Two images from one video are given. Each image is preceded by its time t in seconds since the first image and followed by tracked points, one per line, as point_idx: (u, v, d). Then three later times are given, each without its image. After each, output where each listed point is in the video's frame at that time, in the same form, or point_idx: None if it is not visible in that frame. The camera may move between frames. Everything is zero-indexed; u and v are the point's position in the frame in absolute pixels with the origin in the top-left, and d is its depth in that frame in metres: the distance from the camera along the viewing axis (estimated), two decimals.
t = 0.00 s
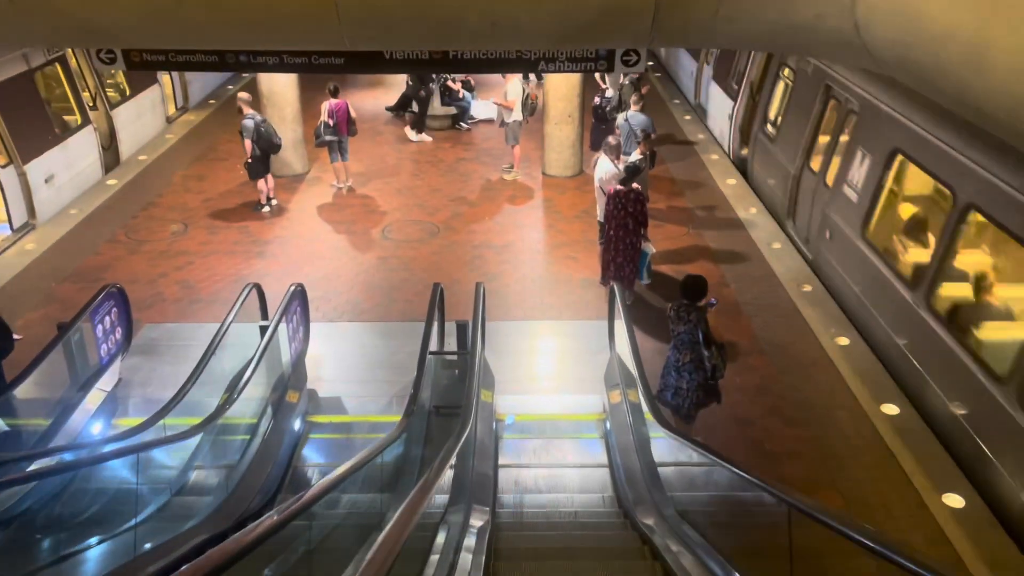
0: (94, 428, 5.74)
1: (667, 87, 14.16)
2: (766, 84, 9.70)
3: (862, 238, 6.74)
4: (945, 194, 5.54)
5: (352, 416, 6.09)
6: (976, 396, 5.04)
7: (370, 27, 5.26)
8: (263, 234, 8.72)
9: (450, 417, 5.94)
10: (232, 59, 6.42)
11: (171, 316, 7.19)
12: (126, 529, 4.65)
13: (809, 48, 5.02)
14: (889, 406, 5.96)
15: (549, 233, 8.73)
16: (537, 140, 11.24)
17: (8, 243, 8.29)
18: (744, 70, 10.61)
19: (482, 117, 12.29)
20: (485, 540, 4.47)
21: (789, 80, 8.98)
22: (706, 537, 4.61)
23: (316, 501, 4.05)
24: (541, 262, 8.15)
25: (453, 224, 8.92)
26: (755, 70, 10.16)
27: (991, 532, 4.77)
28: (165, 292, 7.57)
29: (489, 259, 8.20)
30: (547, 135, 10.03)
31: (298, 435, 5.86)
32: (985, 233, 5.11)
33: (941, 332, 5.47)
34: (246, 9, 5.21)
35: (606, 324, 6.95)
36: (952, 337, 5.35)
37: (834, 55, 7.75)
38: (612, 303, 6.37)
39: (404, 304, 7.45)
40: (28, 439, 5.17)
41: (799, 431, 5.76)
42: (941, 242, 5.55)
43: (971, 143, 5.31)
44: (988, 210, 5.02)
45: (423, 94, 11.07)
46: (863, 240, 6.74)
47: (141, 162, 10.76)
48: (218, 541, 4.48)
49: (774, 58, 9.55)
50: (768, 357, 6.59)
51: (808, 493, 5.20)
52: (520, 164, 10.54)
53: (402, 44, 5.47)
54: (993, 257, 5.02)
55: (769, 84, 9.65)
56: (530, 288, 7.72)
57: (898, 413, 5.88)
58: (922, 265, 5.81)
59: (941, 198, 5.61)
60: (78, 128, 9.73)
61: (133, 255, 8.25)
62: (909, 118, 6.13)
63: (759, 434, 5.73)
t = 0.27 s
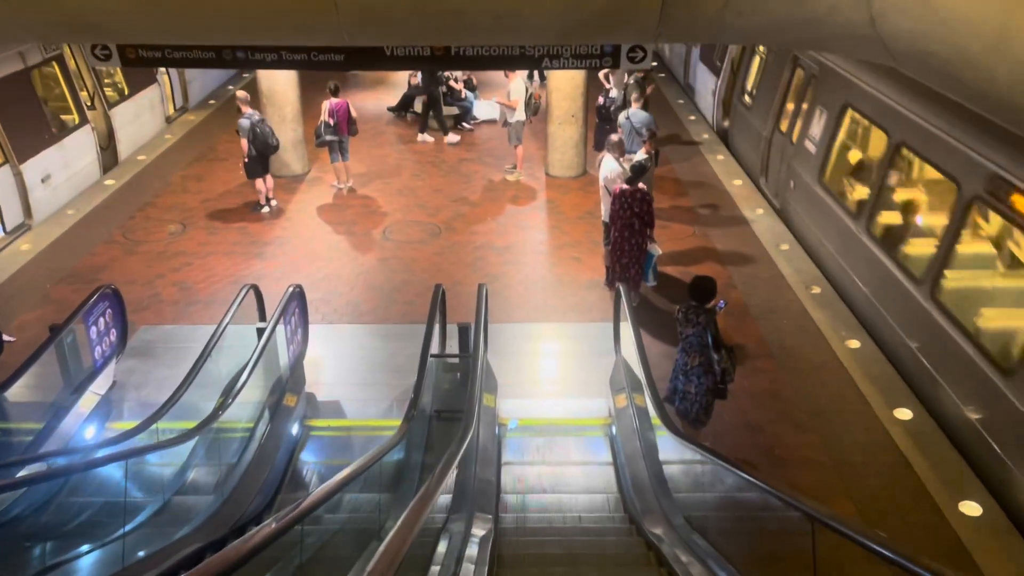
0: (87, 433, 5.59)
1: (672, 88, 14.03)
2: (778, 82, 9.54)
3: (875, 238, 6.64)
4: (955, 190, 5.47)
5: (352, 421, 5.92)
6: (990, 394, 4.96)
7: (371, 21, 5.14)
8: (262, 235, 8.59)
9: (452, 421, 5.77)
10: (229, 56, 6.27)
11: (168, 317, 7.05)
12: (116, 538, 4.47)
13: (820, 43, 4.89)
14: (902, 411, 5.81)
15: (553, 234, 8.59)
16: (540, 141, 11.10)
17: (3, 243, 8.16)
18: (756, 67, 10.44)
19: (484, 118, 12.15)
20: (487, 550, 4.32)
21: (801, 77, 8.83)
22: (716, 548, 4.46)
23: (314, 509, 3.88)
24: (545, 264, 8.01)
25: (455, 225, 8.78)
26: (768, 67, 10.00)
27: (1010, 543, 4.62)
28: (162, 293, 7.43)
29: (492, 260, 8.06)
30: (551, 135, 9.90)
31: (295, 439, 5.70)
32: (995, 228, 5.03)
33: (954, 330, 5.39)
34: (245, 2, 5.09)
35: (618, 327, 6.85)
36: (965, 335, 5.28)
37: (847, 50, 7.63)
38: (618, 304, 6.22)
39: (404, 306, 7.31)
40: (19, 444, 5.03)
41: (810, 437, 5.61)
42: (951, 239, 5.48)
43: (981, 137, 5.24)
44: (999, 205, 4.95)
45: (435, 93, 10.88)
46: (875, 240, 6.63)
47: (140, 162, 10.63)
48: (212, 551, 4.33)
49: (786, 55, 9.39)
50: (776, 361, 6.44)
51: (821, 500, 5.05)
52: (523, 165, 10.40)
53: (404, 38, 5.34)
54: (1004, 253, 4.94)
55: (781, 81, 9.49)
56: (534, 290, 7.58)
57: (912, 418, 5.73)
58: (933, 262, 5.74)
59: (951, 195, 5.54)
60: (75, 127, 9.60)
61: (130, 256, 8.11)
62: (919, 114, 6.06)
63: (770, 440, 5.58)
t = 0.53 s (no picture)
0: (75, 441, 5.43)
1: (675, 92, 13.86)
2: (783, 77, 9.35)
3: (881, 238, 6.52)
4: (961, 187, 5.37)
5: (348, 429, 5.75)
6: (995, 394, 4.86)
7: (367, 19, 4.98)
8: (259, 239, 8.43)
9: (451, 429, 5.60)
10: (224, 54, 6.15)
11: (160, 323, 6.89)
12: (97, 554, 4.30)
13: (831, 41, 4.74)
14: (914, 420, 5.65)
15: (554, 238, 8.44)
16: (542, 144, 10.96)
17: None
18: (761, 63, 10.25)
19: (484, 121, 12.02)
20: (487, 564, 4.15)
21: (808, 73, 8.65)
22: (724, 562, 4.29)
23: (311, 521, 3.66)
24: (546, 268, 7.86)
25: (455, 228, 8.63)
26: (774, 62, 9.80)
27: None
28: (155, 298, 7.28)
29: (492, 264, 7.90)
30: (553, 138, 9.74)
31: (290, 448, 5.54)
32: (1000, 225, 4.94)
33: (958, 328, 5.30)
34: None
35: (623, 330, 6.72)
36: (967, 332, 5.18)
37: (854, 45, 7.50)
38: (621, 310, 6.06)
39: (403, 310, 7.16)
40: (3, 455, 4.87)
41: (820, 447, 5.44)
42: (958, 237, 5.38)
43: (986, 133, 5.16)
44: (1013, 205, 4.83)
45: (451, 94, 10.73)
46: (883, 240, 6.51)
47: (136, 165, 10.49)
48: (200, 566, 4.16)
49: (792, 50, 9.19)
50: (784, 368, 6.28)
51: (833, 512, 4.88)
52: (524, 168, 10.25)
53: (401, 37, 5.19)
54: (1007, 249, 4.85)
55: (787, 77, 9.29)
56: (535, 295, 7.42)
57: (924, 428, 5.57)
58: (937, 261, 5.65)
59: (955, 192, 5.45)
60: (70, 130, 9.46)
61: (124, 260, 7.96)
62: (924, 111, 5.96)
63: (778, 450, 5.41)
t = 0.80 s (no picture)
0: (60, 456, 5.23)
1: (677, 103, 13.71)
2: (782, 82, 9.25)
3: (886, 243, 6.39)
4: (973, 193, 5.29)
5: (341, 443, 5.56)
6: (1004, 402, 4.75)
7: (362, 18, 4.83)
8: (255, 248, 8.27)
9: (448, 443, 5.40)
10: (218, 59, 6.00)
11: (152, 333, 6.72)
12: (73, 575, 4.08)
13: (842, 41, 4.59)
14: (929, 435, 5.45)
15: (556, 248, 8.27)
16: (543, 154, 10.82)
17: None
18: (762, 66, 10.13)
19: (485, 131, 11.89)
20: None
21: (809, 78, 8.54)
22: None
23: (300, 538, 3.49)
24: (547, 279, 7.68)
25: (455, 238, 8.47)
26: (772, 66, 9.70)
27: None
28: (147, 308, 7.11)
29: (492, 275, 7.73)
30: (554, 147, 9.60)
31: (282, 463, 5.34)
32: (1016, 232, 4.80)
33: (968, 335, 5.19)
34: None
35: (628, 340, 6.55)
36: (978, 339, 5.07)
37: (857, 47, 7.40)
38: (625, 321, 5.88)
39: (401, 321, 6.98)
40: None
41: (832, 462, 5.24)
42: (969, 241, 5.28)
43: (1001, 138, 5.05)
44: None
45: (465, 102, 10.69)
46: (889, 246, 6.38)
47: (132, 175, 10.34)
48: None
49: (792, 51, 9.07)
50: (793, 381, 6.09)
51: (846, 530, 4.68)
52: (525, 178, 10.10)
53: (398, 38, 5.04)
54: (1019, 256, 4.73)
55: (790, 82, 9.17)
56: (536, 306, 7.24)
57: (940, 442, 5.37)
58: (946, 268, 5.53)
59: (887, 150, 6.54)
60: (65, 138, 9.32)
61: (116, 270, 7.79)
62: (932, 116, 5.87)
63: (788, 466, 5.21)
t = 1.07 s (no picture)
0: (39, 476, 5.03)
1: (678, 118, 13.59)
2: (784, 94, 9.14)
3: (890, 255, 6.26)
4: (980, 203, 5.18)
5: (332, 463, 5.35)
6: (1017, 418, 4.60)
7: (355, 25, 4.68)
8: (248, 263, 8.10)
9: (442, 464, 5.20)
10: (209, 68, 5.86)
11: (139, 350, 6.53)
12: None
13: (848, 48, 4.45)
14: (941, 455, 5.25)
15: (556, 263, 8.10)
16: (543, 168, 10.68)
17: None
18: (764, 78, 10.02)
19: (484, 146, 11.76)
20: None
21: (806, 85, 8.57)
22: None
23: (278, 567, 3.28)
24: (546, 294, 7.50)
25: (452, 253, 8.30)
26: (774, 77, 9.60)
27: None
28: (135, 324, 6.92)
29: (491, 290, 7.55)
30: (554, 161, 9.45)
31: (269, 484, 5.13)
32: None
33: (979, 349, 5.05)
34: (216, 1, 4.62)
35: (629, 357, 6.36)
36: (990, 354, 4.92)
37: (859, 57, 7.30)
38: (626, 337, 5.70)
39: (396, 337, 6.80)
40: None
41: (841, 485, 5.04)
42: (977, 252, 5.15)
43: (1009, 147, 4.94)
44: None
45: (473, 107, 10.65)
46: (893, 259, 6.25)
47: (125, 189, 10.19)
48: None
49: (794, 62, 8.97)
50: (799, 400, 5.89)
51: (858, 556, 4.48)
52: (524, 192, 9.95)
53: (392, 45, 4.88)
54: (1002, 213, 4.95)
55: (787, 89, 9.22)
56: (535, 322, 7.05)
57: (953, 464, 5.18)
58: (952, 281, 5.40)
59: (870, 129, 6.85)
60: (57, 151, 9.18)
61: (105, 285, 7.62)
62: (937, 127, 5.76)
63: (796, 488, 5.01)
